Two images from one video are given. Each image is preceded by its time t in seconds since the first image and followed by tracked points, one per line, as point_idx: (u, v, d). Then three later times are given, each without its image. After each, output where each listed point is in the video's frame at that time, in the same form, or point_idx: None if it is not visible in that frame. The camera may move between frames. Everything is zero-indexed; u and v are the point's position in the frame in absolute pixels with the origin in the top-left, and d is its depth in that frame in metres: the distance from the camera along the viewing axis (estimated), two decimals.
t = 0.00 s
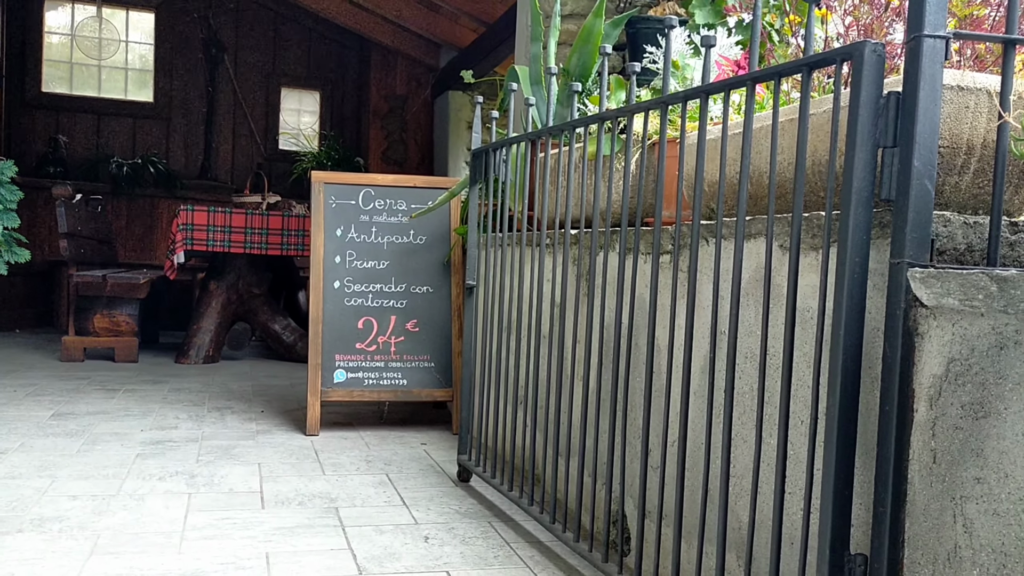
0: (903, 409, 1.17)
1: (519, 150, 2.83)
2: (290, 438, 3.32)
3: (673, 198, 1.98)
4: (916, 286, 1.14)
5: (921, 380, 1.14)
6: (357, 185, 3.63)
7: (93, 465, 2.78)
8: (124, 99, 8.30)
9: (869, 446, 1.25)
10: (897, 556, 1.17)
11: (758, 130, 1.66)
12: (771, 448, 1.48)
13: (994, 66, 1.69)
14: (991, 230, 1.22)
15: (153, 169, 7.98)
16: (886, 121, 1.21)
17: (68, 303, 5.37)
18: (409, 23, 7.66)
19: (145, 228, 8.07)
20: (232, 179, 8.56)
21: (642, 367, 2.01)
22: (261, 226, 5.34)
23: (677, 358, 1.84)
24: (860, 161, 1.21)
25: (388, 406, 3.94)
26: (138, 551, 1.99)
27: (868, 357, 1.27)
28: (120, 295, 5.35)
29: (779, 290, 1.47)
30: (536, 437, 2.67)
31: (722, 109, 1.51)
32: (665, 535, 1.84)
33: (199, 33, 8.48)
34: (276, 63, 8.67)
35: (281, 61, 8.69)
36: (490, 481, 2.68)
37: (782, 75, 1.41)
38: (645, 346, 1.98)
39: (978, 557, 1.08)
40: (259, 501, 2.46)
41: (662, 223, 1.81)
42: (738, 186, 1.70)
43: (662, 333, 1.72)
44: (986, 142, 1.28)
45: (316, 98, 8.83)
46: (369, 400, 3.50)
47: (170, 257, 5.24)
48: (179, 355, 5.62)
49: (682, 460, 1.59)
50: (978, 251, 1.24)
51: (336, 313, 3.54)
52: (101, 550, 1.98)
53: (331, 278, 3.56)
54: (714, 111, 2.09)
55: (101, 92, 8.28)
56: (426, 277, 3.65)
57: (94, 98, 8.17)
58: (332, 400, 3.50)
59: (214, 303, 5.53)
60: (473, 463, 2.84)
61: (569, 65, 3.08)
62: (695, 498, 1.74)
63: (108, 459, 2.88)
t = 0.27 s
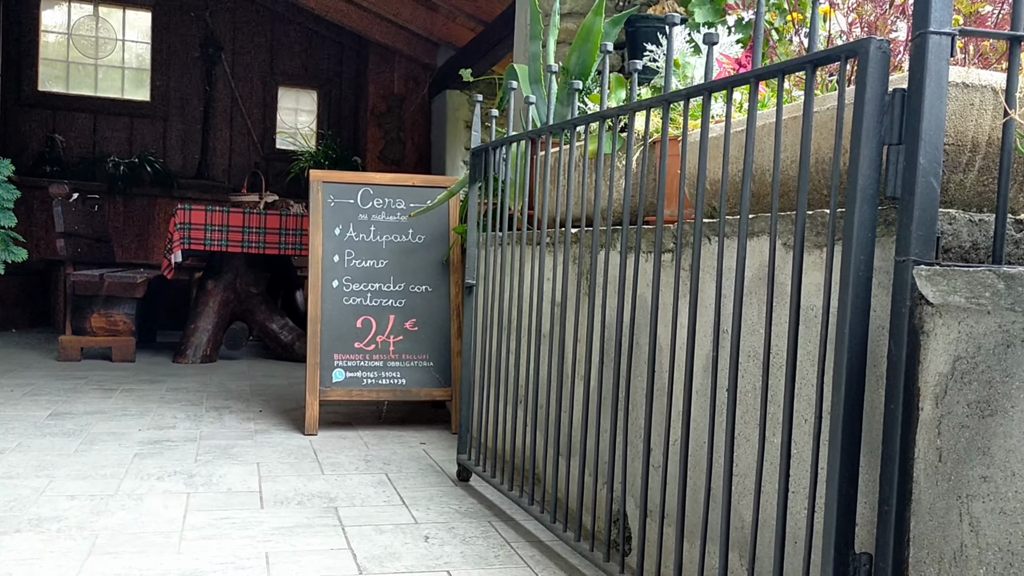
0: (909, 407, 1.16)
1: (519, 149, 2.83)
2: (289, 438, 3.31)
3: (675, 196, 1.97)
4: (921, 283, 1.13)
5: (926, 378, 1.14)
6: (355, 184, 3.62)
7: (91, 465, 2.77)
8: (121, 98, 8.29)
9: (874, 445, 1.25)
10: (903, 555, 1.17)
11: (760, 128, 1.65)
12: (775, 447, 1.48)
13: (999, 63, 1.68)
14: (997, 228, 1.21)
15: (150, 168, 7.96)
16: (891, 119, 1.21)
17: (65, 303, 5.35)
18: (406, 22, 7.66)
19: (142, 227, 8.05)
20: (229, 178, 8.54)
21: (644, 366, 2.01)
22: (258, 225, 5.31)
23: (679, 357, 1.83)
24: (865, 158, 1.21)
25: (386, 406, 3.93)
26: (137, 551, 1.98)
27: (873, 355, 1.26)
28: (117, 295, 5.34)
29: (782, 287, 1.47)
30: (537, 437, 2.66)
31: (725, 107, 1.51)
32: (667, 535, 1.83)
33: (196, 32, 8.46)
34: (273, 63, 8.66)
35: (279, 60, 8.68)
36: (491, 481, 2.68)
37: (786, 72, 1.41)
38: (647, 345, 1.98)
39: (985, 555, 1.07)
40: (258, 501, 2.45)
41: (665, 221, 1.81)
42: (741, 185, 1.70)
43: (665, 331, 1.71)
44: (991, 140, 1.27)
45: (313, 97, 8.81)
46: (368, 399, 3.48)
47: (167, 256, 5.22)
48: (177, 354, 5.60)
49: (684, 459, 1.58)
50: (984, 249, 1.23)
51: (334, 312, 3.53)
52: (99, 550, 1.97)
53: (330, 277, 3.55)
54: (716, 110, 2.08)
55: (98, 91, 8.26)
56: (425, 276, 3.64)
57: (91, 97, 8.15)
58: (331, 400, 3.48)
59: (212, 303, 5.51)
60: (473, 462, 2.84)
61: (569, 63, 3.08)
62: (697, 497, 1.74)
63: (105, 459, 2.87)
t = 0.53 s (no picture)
0: (902, 395, 1.15)
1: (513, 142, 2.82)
2: (282, 434, 3.29)
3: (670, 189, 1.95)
4: (915, 270, 1.12)
5: (921, 367, 1.13)
6: (349, 180, 3.61)
7: (82, 461, 2.75)
8: (116, 95, 8.26)
9: (868, 435, 1.24)
10: (897, 546, 1.16)
11: (754, 118, 1.63)
12: (768, 438, 1.47)
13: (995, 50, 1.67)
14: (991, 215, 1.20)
15: (145, 166, 7.94)
16: (886, 105, 1.20)
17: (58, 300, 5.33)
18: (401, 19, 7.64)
19: (137, 225, 8.03)
20: (224, 176, 8.51)
21: (636, 358, 2.00)
22: (252, 221, 5.28)
23: (672, 350, 1.82)
24: (859, 144, 1.20)
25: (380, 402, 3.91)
26: (126, 546, 1.96)
27: (866, 345, 1.25)
28: (111, 292, 5.32)
29: (776, 277, 1.45)
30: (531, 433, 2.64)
31: (719, 96, 1.49)
32: (660, 527, 1.82)
33: (191, 29, 8.44)
34: (269, 60, 8.63)
35: (274, 57, 8.65)
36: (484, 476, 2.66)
37: (779, 60, 1.39)
38: (640, 338, 1.96)
39: (980, 545, 1.06)
40: (250, 496, 2.43)
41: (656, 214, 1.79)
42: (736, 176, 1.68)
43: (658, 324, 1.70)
44: (986, 127, 1.27)
45: (309, 95, 8.79)
46: (361, 395, 3.46)
47: (161, 253, 5.20)
48: (171, 351, 5.57)
49: (677, 451, 1.57)
50: (978, 236, 1.22)
51: (328, 308, 3.51)
52: (88, 545, 1.96)
53: (323, 273, 3.53)
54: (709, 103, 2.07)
55: (93, 89, 8.22)
56: (419, 271, 3.62)
57: (86, 95, 8.12)
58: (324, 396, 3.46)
59: (207, 300, 5.49)
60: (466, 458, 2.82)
61: (563, 56, 3.06)
62: (690, 490, 1.73)
63: (97, 455, 2.85)
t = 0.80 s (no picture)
0: (915, 377, 1.08)
1: (505, 127, 2.74)
2: (268, 428, 3.21)
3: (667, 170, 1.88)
4: (928, 243, 1.06)
5: (936, 347, 1.07)
6: (337, 169, 3.53)
7: (60, 455, 2.67)
8: (107, 90, 8.14)
9: (877, 421, 1.17)
10: (909, 537, 1.09)
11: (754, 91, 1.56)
12: (770, 427, 1.39)
13: (1012, 16, 1.58)
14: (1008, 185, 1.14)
15: (135, 160, 7.84)
16: (897, 68, 1.12)
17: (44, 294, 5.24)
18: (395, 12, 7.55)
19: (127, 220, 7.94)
20: (216, 171, 8.41)
21: (631, 348, 1.92)
22: (242, 214, 5.23)
23: (669, 337, 1.74)
24: (868, 110, 1.12)
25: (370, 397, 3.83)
26: (98, 541, 1.88)
27: (876, 325, 1.18)
28: (98, 286, 5.23)
29: (779, 256, 1.38)
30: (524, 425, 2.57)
31: (719, 65, 1.41)
32: (657, 523, 1.75)
33: (183, 23, 8.34)
34: (261, 54, 8.54)
35: (266, 51, 8.55)
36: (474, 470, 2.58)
37: (781, 26, 1.32)
38: (635, 325, 1.89)
39: (999, 537, 0.98)
40: (231, 492, 2.35)
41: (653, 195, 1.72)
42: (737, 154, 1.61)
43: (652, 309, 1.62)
44: (1001, 94, 1.20)
45: (302, 89, 8.70)
46: (351, 390, 3.38)
47: (148, 246, 5.12)
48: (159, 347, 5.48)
49: (674, 441, 1.49)
50: (995, 209, 1.15)
51: (316, 300, 3.43)
52: (59, 541, 1.87)
53: (311, 264, 3.45)
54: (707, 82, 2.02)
55: (83, 83, 8.09)
56: (410, 262, 3.54)
57: (76, 89, 7.99)
58: (312, 390, 3.37)
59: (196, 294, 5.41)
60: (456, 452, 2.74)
61: (556, 40, 2.99)
62: (687, 483, 1.65)
63: (76, 449, 2.77)
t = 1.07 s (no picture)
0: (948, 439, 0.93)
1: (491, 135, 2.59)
2: (245, 451, 3.06)
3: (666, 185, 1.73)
4: (960, 280, 0.91)
5: (971, 403, 0.91)
6: (321, 176, 3.37)
7: (21, 484, 2.52)
8: (91, 90, 7.99)
9: (903, 485, 1.02)
10: None
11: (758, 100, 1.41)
12: (780, 481, 1.24)
13: None
14: None
15: (120, 163, 7.67)
16: (922, 78, 0.95)
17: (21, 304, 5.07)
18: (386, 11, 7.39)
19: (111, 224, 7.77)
20: (203, 174, 8.24)
21: (627, 380, 1.77)
22: (225, 221, 5.04)
23: (667, 371, 1.59)
24: (890, 128, 0.95)
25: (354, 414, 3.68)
26: None
27: (899, 372, 1.02)
28: (77, 295, 5.07)
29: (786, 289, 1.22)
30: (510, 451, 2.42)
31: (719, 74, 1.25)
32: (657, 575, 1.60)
33: (170, 22, 8.17)
34: (250, 54, 8.36)
35: (255, 51, 8.38)
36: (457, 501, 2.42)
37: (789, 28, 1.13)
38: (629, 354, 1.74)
39: None
40: (199, 527, 2.19)
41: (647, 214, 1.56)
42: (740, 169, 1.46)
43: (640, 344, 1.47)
44: None
45: (291, 90, 8.53)
46: (333, 409, 3.23)
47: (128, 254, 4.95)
48: (140, 357, 5.32)
49: (672, 492, 1.35)
50: None
51: (296, 314, 3.27)
52: None
53: (291, 276, 3.29)
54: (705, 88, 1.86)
55: (68, 83, 7.96)
56: (395, 274, 3.39)
57: (60, 89, 7.86)
58: (292, 410, 3.21)
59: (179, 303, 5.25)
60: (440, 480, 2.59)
61: (546, 42, 2.83)
62: (688, 534, 1.50)
63: (38, 477, 2.61)
